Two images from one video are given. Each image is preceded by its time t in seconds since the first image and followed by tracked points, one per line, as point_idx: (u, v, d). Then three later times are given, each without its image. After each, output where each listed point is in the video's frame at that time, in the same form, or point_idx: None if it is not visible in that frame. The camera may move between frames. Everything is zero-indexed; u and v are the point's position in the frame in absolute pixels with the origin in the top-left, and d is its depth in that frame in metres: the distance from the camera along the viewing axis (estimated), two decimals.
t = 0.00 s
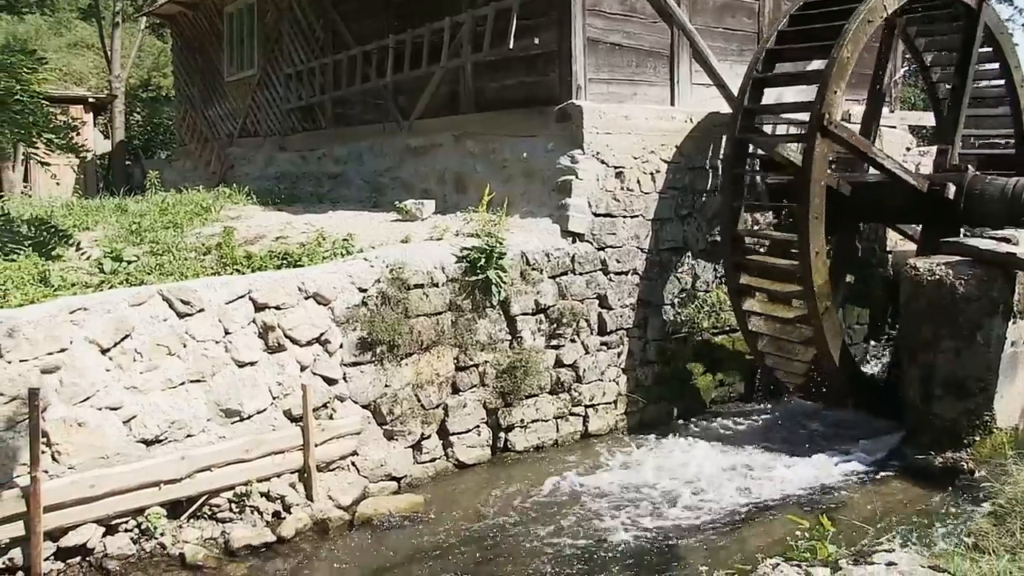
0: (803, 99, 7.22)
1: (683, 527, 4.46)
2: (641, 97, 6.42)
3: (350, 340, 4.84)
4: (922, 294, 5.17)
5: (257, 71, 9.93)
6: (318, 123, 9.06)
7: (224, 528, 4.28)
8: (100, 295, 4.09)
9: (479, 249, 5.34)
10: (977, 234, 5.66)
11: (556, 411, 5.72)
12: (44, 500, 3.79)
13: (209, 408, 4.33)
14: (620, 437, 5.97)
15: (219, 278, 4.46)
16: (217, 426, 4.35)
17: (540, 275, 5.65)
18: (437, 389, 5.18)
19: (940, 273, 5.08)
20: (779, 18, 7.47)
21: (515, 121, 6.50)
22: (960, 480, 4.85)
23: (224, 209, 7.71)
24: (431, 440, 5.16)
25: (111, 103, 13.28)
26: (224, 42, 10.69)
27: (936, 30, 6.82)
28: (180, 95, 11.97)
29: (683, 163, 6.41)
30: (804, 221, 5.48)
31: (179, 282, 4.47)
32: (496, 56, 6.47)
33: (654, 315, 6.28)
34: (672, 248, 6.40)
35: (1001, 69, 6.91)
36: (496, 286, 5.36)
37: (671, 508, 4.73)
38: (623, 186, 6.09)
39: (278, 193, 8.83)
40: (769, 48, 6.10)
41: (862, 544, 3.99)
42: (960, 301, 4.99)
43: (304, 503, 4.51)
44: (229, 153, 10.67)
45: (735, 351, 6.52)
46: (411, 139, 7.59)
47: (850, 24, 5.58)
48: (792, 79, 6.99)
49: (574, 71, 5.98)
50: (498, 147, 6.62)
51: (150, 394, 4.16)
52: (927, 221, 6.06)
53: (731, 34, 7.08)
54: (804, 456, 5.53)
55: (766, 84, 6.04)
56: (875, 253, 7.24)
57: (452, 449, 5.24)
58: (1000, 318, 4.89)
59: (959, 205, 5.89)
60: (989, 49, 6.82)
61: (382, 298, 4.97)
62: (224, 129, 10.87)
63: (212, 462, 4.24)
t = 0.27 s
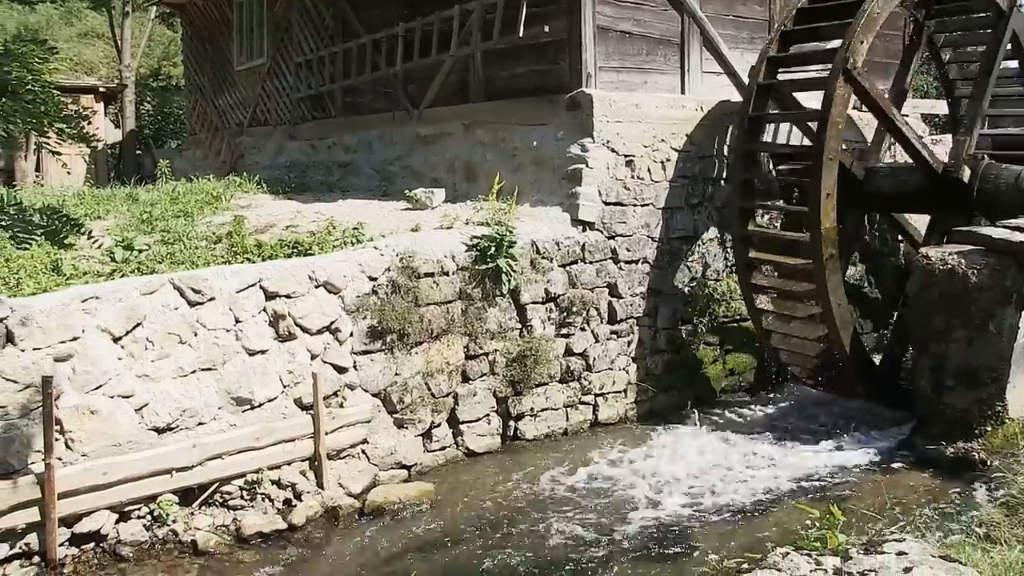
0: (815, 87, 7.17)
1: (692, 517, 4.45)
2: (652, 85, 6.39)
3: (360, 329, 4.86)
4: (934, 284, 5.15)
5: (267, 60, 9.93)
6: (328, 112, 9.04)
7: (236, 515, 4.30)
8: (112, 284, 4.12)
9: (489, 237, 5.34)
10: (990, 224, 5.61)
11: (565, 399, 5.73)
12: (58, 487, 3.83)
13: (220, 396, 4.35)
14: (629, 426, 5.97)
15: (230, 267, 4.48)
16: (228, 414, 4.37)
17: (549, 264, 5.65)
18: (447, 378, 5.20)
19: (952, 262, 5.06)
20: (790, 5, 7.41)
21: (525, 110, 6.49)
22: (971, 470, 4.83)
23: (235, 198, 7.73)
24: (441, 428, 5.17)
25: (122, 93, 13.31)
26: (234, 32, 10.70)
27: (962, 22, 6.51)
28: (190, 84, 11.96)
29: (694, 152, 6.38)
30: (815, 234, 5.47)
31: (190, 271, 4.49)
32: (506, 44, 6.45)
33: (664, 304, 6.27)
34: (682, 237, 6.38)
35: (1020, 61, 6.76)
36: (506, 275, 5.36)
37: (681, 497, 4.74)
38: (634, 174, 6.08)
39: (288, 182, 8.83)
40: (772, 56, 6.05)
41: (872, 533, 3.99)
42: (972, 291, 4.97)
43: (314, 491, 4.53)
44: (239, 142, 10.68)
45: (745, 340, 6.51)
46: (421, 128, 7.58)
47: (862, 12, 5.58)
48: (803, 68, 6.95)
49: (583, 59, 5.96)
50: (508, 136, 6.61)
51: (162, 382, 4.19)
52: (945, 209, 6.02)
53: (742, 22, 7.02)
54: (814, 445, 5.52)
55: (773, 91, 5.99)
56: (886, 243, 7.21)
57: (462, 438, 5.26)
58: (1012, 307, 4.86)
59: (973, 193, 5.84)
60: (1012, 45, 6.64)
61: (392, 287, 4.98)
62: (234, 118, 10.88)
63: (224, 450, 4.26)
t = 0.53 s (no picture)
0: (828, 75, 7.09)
1: (703, 508, 4.44)
2: (663, 74, 6.35)
3: (371, 318, 4.88)
4: (947, 273, 5.13)
5: (278, 49, 9.92)
6: (339, 101, 9.03)
7: (248, 503, 4.32)
8: (124, 273, 4.14)
9: (500, 227, 5.35)
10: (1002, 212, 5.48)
11: (577, 388, 5.74)
12: (73, 474, 3.86)
13: (232, 384, 4.38)
14: (640, 415, 5.97)
15: (241, 256, 4.50)
16: (240, 403, 4.40)
17: (561, 253, 5.64)
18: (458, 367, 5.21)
19: (965, 252, 5.04)
20: None
21: (536, 98, 6.48)
22: (984, 461, 4.81)
23: (246, 188, 7.75)
24: (452, 417, 5.19)
25: (134, 83, 13.32)
26: (245, 21, 10.69)
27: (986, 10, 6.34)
28: (202, 73, 11.96)
29: (705, 141, 6.35)
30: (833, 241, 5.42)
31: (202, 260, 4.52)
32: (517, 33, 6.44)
33: (675, 293, 6.25)
34: (694, 226, 6.35)
35: None
36: (517, 264, 5.36)
37: (692, 486, 4.74)
38: (645, 163, 6.06)
39: (299, 171, 8.83)
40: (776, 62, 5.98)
41: (883, 524, 3.98)
42: (986, 281, 4.94)
43: (326, 479, 4.55)
44: (251, 132, 10.68)
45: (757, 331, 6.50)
46: (432, 117, 7.57)
47: None
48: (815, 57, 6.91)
49: (595, 48, 5.94)
50: (520, 125, 6.60)
51: (174, 371, 4.22)
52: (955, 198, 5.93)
53: (755, 9, 6.90)
54: (825, 435, 5.51)
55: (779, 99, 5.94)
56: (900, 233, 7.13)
57: (473, 427, 5.28)
58: None
59: (987, 181, 5.71)
60: None
61: (403, 276, 5.00)
62: (246, 108, 10.88)
63: (236, 439, 4.29)
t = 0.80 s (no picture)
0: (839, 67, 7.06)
1: (712, 501, 4.44)
2: (673, 66, 6.33)
3: (381, 311, 4.89)
4: (958, 267, 5.12)
5: (287, 42, 9.92)
6: (348, 94, 9.02)
7: (258, 495, 4.35)
8: (135, 266, 4.17)
9: (510, 220, 5.35)
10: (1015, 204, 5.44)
11: (586, 381, 5.74)
12: (84, 465, 3.89)
13: (242, 377, 4.40)
14: (650, 408, 5.97)
15: (251, 249, 4.52)
16: (250, 395, 4.42)
17: (570, 246, 5.64)
18: (468, 359, 5.22)
19: (977, 246, 5.03)
20: None
21: (546, 91, 6.46)
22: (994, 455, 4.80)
23: (256, 181, 7.76)
24: (461, 410, 5.20)
25: (143, 76, 13.34)
26: (254, 14, 10.69)
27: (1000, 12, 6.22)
28: (211, 66, 11.96)
29: (715, 133, 6.33)
30: (845, 252, 5.44)
31: (212, 252, 4.54)
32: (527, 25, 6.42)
33: (685, 287, 6.24)
34: (703, 219, 6.33)
35: None
36: (527, 257, 5.36)
37: (701, 479, 4.74)
38: (655, 156, 6.04)
39: (309, 163, 8.84)
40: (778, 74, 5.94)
41: (893, 517, 3.98)
42: (997, 275, 4.92)
43: (336, 472, 4.57)
44: (260, 125, 10.69)
45: (766, 324, 6.49)
46: (441, 110, 7.57)
47: None
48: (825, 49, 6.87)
49: (604, 41, 5.92)
50: (529, 118, 6.59)
51: (184, 363, 4.25)
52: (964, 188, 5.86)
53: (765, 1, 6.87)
54: (835, 429, 5.50)
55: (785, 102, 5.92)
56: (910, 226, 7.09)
57: (482, 420, 5.29)
58: None
59: (1000, 172, 5.67)
60: None
61: (412, 269, 5.00)
62: (255, 101, 10.88)
63: (246, 431, 4.31)
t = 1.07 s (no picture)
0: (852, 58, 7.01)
1: (722, 493, 4.44)
2: (684, 57, 6.29)
3: (391, 302, 4.90)
4: (970, 259, 5.10)
5: (298, 33, 9.92)
6: (359, 85, 9.02)
7: (269, 485, 4.38)
8: (146, 258, 4.19)
9: (520, 211, 5.34)
10: None
11: (596, 372, 5.74)
12: (97, 456, 3.93)
13: (253, 368, 4.42)
14: (660, 400, 5.96)
15: (262, 241, 4.54)
16: (261, 386, 4.44)
17: (581, 237, 5.63)
18: (478, 350, 5.23)
19: (989, 238, 5.02)
20: None
21: (556, 82, 6.45)
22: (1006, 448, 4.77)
23: (266, 172, 7.77)
24: (471, 401, 5.22)
25: (154, 68, 13.36)
26: (265, 5, 10.69)
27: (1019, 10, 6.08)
28: (222, 58, 11.96)
29: (726, 125, 6.31)
30: (858, 259, 5.40)
31: (223, 244, 4.56)
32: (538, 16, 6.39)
33: (695, 278, 6.22)
34: (714, 210, 6.31)
35: None
36: (537, 248, 5.36)
37: (712, 471, 4.74)
38: (666, 147, 6.02)
39: (319, 155, 8.84)
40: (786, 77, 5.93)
41: (903, 509, 3.97)
42: (1010, 267, 4.89)
43: (346, 462, 4.59)
44: (270, 116, 10.70)
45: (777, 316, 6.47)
46: (452, 102, 7.56)
47: None
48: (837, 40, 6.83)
49: (616, 31, 5.90)
50: (540, 109, 6.57)
51: (196, 354, 4.27)
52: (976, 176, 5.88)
53: None
54: (846, 421, 5.48)
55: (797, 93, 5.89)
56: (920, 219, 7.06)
57: (492, 411, 5.30)
58: None
59: (1013, 159, 5.70)
60: None
61: (423, 261, 5.01)
62: (265, 92, 10.89)
63: (257, 422, 4.33)
